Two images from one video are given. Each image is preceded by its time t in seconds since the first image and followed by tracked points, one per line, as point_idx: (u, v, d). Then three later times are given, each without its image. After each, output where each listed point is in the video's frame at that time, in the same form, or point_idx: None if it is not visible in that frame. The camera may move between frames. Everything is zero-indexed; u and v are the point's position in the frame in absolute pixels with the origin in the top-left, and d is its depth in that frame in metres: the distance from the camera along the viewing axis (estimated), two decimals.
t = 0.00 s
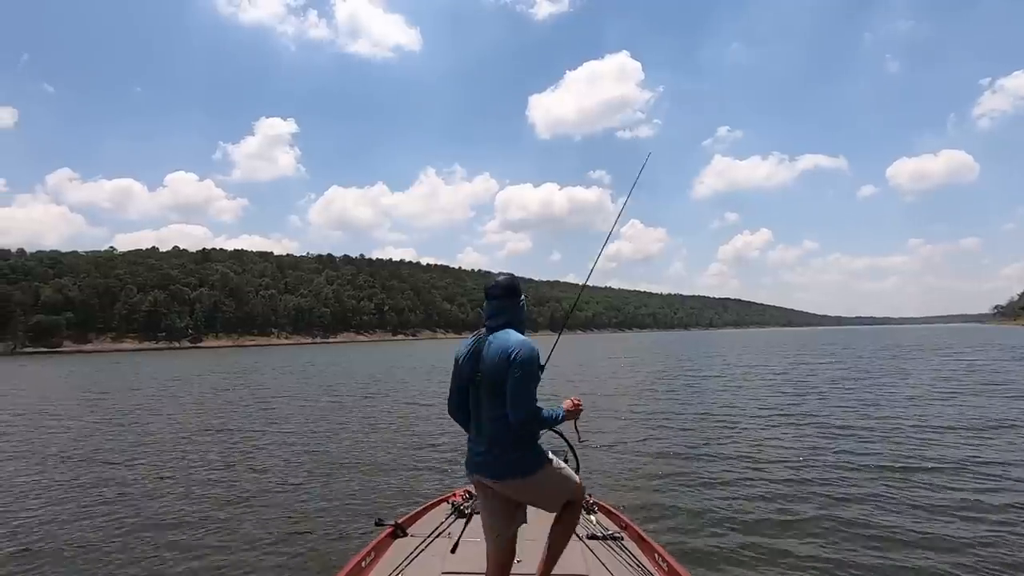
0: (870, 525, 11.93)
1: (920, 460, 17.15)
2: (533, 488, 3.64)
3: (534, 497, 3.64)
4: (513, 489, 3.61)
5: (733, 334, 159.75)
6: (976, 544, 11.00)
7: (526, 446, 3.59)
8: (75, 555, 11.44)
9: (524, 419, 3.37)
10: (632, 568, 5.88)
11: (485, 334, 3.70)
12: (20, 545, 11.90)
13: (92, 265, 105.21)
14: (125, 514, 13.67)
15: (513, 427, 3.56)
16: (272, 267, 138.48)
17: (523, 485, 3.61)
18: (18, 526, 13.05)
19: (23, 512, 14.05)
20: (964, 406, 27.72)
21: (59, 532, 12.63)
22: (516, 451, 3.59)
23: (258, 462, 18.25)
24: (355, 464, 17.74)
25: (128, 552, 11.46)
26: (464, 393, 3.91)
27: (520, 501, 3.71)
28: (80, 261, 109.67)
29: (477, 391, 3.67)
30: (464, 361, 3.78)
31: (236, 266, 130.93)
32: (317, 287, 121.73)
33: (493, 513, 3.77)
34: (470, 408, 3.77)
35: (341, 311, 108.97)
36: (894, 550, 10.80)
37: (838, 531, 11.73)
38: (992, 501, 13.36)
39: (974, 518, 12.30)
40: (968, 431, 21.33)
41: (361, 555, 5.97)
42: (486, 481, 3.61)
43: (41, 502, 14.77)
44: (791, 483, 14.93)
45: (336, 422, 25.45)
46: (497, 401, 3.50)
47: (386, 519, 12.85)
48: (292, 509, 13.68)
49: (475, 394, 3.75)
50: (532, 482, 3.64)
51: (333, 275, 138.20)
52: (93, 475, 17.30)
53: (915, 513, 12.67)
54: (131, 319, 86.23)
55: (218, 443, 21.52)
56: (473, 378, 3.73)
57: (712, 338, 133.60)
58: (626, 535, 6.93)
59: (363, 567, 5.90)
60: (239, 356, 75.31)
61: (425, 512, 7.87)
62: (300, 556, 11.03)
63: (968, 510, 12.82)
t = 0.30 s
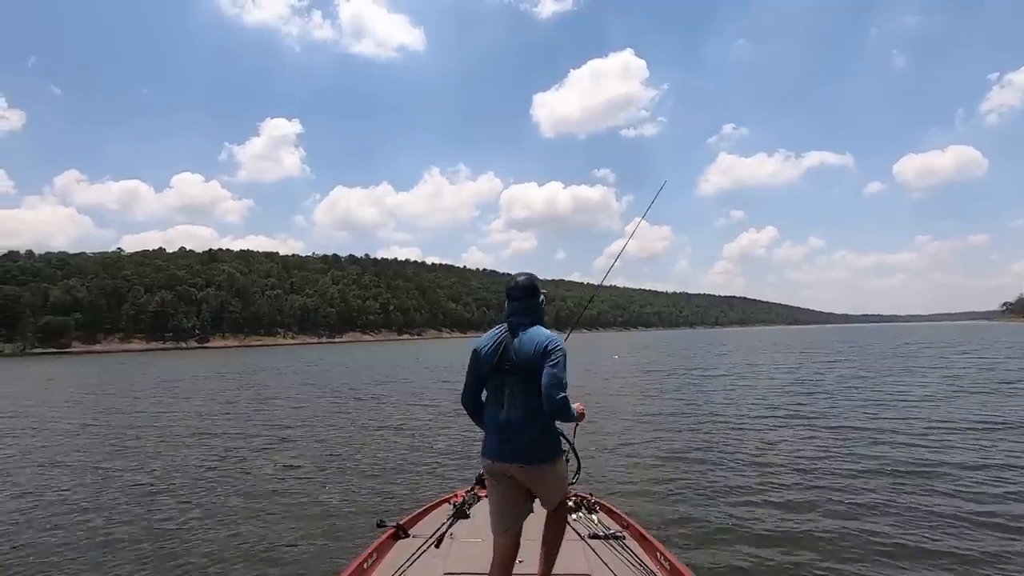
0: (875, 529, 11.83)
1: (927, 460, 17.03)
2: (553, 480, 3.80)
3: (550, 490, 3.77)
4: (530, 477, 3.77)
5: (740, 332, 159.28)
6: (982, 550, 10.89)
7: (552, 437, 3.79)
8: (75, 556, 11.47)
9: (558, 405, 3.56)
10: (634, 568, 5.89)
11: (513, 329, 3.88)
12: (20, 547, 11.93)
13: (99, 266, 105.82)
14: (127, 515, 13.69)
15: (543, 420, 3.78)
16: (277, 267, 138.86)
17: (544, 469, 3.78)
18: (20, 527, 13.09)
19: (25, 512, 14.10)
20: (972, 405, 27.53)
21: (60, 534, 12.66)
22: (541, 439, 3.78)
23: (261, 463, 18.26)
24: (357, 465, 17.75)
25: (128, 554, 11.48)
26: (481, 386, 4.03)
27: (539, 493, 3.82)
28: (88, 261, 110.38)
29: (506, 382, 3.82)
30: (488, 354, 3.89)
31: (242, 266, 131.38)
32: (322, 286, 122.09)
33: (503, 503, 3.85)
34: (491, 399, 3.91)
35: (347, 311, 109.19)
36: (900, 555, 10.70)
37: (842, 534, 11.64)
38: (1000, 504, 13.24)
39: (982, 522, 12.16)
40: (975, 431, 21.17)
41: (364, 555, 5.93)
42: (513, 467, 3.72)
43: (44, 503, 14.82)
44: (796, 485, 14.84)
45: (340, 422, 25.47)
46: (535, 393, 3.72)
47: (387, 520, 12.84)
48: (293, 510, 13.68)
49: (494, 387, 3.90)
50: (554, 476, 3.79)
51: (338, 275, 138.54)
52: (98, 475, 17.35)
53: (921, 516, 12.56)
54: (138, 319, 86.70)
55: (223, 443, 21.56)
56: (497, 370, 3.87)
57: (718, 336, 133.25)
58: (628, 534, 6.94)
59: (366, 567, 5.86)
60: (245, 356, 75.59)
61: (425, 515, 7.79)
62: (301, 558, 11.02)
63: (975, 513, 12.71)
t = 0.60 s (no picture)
0: (881, 530, 11.72)
1: (932, 460, 16.94)
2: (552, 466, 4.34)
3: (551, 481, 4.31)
4: (533, 435, 4.22)
5: (745, 331, 159.04)
6: (991, 550, 10.77)
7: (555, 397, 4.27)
8: (74, 557, 11.43)
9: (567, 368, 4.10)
10: (634, 568, 5.92)
11: (524, 297, 4.43)
12: (19, 548, 11.90)
13: (107, 266, 106.31)
14: (129, 515, 13.69)
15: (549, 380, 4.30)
16: (283, 267, 139.24)
17: (550, 428, 4.25)
18: (20, 527, 13.07)
19: (26, 513, 14.08)
20: (977, 404, 27.40)
21: (59, 534, 12.62)
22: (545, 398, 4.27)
23: (262, 463, 18.23)
24: (359, 465, 17.72)
25: (127, 554, 11.45)
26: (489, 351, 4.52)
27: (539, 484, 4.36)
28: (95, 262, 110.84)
29: (517, 343, 4.30)
30: (500, 318, 4.42)
31: (248, 266, 131.78)
32: (328, 286, 122.36)
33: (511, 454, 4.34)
34: (500, 359, 4.37)
35: (352, 310, 109.43)
36: (905, 556, 10.61)
37: (849, 536, 11.53)
38: (1008, 504, 13.12)
39: (990, 522, 12.05)
40: (981, 431, 21.05)
41: (364, 555, 5.94)
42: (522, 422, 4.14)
43: (44, 503, 14.80)
44: (800, 485, 14.75)
45: (344, 421, 25.53)
46: (546, 349, 4.20)
47: (388, 521, 12.78)
48: (293, 511, 13.64)
49: (505, 348, 4.37)
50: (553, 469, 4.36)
51: (343, 274, 138.86)
52: (103, 475, 17.42)
53: (928, 517, 12.45)
54: (146, 319, 87.16)
55: (228, 442, 21.63)
56: (508, 333, 4.37)
57: (724, 335, 133.05)
58: (627, 535, 6.98)
59: (365, 567, 5.86)
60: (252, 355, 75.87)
61: (426, 514, 7.80)
62: (300, 559, 10.99)
63: (983, 513, 12.58)
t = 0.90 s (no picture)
0: (882, 531, 11.63)
1: (936, 461, 16.84)
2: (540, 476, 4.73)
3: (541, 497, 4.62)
4: (536, 421, 4.69)
5: (751, 330, 158.63)
6: (991, 552, 10.68)
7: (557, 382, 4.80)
8: (72, 555, 11.49)
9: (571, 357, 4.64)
10: (633, 566, 5.93)
11: (523, 292, 4.82)
12: (18, 547, 11.96)
13: (114, 267, 106.83)
14: (133, 514, 13.75)
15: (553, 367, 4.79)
16: (289, 267, 139.55)
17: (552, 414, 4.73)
18: (20, 526, 13.15)
19: (27, 512, 14.17)
20: (983, 403, 27.26)
21: (58, 534, 12.68)
22: (545, 387, 4.73)
23: (263, 462, 18.29)
24: (359, 464, 17.75)
25: (126, 553, 11.51)
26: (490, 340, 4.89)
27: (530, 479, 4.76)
28: (102, 262, 111.32)
29: (519, 334, 4.70)
30: (503, 313, 4.76)
31: (254, 266, 132.13)
32: (333, 285, 122.60)
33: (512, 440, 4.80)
34: (504, 352, 4.76)
35: (358, 309, 109.65)
36: (905, 558, 10.54)
37: (848, 538, 11.47)
38: (1010, 505, 13.02)
39: (993, 524, 11.94)
40: (987, 430, 20.93)
41: (363, 553, 5.94)
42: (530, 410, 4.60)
43: (45, 503, 14.87)
44: (801, 485, 14.71)
45: (348, 420, 25.57)
46: (550, 343, 4.66)
47: (386, 519, 12.82)
48: (292, 510, 13.67)
49: (508, 343, 4.75)
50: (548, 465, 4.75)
51: (349, 274, 139.10)
52: (107, 474, 17.48)
53: (930, 518, 12.35)
54: (153, 319, 87.60)
55: (232, 441, 21.68)
56: (510, 327, 4.74)
57: (729, 333, 132.72)
58: (627, 533, 6.99)
59: (364, 565, 5.87)
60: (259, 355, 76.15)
61: (426, 511, 7.81)
62: (297, 558, 11.01)
63: (985, 514, 12.49)
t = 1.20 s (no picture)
0: (885, 534, 11.55)
1: (940, 462, 16.75)
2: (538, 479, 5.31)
3: (542, 498, 5.14)
4: (530, 414, 5.32)
5: (755, 329, 158.31)
6: (995, 556, 10.63)
7: (546, 377, 5.50)
8: (73, 555, 11.53)
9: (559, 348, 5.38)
10: (633, 564, 5.95)
11: (510, 296, 5.44)
12: (20, 547, 12.01)
13: (121, 268, 107.27)
14: (137, 513, 13.84)
15: (543, 363, 5.48)
16: (293, 267, 139.90)
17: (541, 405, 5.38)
18: (23, 526, 13.20)
19: (33, 512, 14.25)
20: (989, 403, 27.09)
21: (60, 534, 12.72)
22: (536, 380, 5.37)
23: (265, 462, 18.31)
24: (360, 464, 17.75)
25: (127, 553, 11.55)
26: (483, 340, 5.46)
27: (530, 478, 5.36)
28: (108, 263, 111.72)
29: (513, 334, 5.32)
30: (496, 316, 5.36)
31: (260, 266, 132.46)
32: (338, 285, 122.87)
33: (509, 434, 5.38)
34: (498, 350, 5.38)
35: (363, 309, 109.87)
36: (908, 562, 10.47)
37: (851, 541, 11.41)
38: (1012, 506, 13.03)
39: (998, 527, 11.85)
40: (991, 431, 20.88)
41: (364, 553, 5.96)
42: (531, 404, 5.23)
43: (47, 503, 14.92)
44: (801, 486, 14.75)
45: (352, 420, 25.62)
46: (542, 340, 5.35)
47: (387, 519, 12.82)
48: (293, 510, 13.69)
49: (501, 341, 5.37)
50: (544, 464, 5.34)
51: (353, 274, 139.40)
52: (112, 474, 17.56)
53: (934, 521, 12.26)
54: (159, 319, 88.00)
55: (236, 441, 21.76)
56: (501, 329, 5.37)
57: (734, 332, 132.48)
58: (628, 532, 7.00)
59: (365, 565, 5.87)
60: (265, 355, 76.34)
61: (428, 509, 7.82)
62: (298, 559, 11.03)
63: (991, 517, 12.39)
